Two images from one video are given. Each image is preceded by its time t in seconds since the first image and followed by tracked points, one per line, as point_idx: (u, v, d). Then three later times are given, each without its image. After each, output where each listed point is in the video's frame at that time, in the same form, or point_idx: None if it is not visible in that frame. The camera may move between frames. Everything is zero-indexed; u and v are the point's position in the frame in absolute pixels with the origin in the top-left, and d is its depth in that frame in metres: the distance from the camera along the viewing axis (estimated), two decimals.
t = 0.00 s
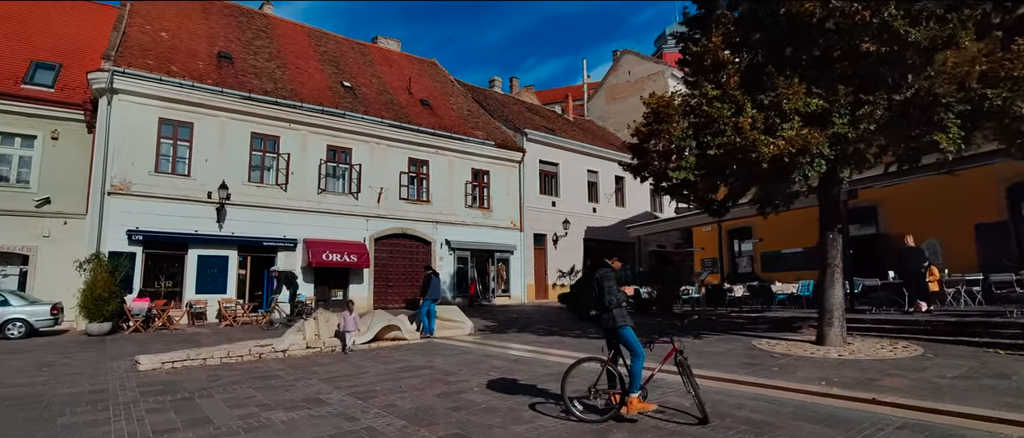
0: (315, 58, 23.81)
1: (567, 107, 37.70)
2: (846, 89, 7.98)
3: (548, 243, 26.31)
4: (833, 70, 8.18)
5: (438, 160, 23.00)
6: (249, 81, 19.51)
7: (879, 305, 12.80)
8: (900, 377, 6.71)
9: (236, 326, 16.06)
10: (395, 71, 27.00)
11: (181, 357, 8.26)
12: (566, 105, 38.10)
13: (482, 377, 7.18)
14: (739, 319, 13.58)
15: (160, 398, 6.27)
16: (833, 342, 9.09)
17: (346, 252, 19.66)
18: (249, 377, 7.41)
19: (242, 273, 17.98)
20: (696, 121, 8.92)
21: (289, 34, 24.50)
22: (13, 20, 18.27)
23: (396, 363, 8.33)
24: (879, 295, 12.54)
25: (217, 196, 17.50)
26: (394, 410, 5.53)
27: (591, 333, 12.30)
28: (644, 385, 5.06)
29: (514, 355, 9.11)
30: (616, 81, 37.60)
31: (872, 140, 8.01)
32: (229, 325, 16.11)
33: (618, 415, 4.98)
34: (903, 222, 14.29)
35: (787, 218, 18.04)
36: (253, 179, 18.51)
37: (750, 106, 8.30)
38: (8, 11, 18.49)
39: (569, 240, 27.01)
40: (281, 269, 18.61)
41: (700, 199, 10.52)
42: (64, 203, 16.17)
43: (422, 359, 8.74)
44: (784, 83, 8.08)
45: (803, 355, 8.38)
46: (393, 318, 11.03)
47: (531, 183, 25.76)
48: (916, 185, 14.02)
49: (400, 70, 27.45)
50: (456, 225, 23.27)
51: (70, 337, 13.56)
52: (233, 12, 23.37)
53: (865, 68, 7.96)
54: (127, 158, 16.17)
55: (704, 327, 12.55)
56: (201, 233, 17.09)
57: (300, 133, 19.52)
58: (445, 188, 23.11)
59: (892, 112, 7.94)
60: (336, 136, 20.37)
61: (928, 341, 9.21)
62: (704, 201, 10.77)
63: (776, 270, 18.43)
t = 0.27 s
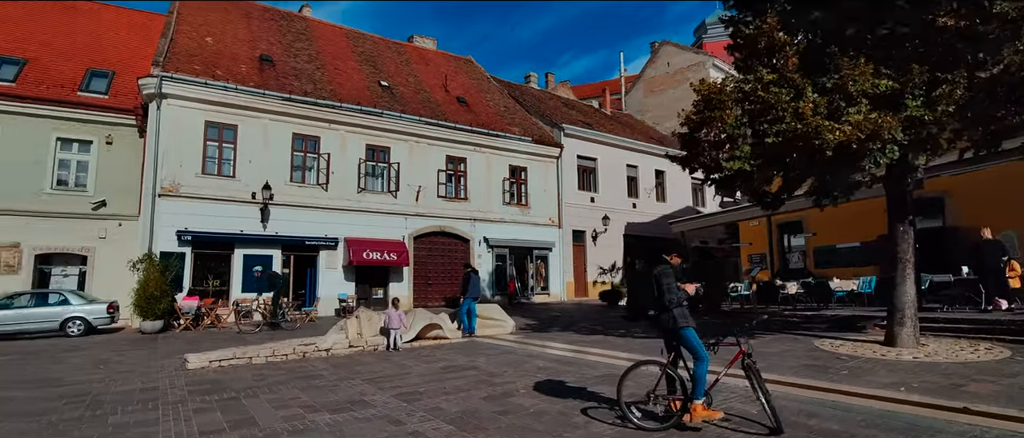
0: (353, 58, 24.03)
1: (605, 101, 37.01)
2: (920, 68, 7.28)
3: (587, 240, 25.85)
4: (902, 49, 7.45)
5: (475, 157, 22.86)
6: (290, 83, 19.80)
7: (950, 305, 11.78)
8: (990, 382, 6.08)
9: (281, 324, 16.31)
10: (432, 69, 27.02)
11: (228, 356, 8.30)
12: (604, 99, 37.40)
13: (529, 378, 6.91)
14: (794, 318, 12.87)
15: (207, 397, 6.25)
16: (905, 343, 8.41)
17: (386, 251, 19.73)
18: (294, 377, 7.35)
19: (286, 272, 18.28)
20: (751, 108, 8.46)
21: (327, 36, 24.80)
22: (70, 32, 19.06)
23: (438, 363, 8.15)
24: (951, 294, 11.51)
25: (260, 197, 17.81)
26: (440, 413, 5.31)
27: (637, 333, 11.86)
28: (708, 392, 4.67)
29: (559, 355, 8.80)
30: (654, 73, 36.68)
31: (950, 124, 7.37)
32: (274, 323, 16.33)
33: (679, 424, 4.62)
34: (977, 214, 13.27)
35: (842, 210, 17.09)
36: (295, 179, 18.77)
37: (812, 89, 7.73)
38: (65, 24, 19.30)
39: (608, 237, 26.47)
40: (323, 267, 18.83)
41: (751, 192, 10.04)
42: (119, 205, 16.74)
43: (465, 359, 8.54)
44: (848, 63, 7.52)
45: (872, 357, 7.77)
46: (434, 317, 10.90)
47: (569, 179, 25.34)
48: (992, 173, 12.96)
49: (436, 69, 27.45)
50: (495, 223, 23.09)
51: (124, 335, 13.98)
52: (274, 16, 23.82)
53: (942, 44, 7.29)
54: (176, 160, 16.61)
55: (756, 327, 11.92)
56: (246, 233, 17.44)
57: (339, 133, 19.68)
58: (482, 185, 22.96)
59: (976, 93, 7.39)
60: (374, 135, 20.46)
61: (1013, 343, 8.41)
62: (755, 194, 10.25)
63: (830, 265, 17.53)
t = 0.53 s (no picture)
0: (391, 59, 24.18)
1: (644, 94, 36.12)
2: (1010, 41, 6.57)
3: (629, 237, 25.24)
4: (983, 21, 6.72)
5: (514, 154, 22.63)
6: (330, 85, 20.04)
7: None
8: None
9: (325, 323, 16.48)
10: (468, 68, 26.94)
11: (275, 356, 8.32)
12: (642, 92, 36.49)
13: (579, 381, 6.60)
14: (856, 316, 12.11)
15: (255, 399, 6.21)
16: (991, 344, 7.64)
17: (426, 250, 19.71)
18: (340, 378, 7.26)
19: (329, 272, 18.49)
20: (813, 92, 7.99)
21: (365, 38, 25.03)
22: (125, 45, 19.84)
23: (484, 364, 7.92)
24: None
25: (304, 198, 18.07)
26: (489, 418, 5.08)
27: (687, 332, 11.35)
28: (783, 399, 4.26)
29: (608, 356, 8.44)
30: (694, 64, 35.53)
31: None
32: (319, 322, 16.50)
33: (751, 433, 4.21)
34: None
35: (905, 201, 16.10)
36: (337, 180, 18.97)
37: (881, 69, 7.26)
38: (120, 37, 20.12)
39: (651, 233, 25.78)
40: (365, 267, 18.96)
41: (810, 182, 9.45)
42: (171, 209, 17.27)
43: (511, 360, 8.28)
44: (922, 39, 7.03)
45: (954, 359, 7.11)
46: (477, 316, 10.70)
47: (609, 175, 24.82)
48: None
49: (473, 67, 27.36)
50: (534, 220, 22.80)
51: (177, 335, 14.36)
52: (314, 20, 24.19)
53: None
54: (223, 164, 17.01)
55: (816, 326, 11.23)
56: (290, 234, 17.72)
57: (379, 133, 19.79)
58: (521, 182, 22.70)
59: None
60: (414, 135, 20.49)
61: None
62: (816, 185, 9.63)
63: (891, 260, 16.56)
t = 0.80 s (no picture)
0: (425, 57, 24.14)
1: (682, 87, 35.03)
2: None
3: (669, 233, 24.51)
4: None
5: (550, 150, 22.26)
6: (366, 84, 20.11)
7: None
8: None
9: (364, 322, 16.51)
10: (503, 64, 26.68)
11: (315, 356, 8.24)
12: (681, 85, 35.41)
13: (627, 384, 6.24)
14: (922, 315, 11.29)
15: (294, 400, 6.10)
16: None
17: (463, 248, 19.56)
18: (379, 379, 7.11)
19: (367, 270, 18.57)
20: (882, 72, 7.85)
21: (400, 37, 25.08)
22: (170, 51, 20.41)
23: (525, 366, 7.64)
24: None
25: (342, 197, 18.17)
26: (535, 425, 4.79)
27: (737, 332, 10.80)
28: (867, 411, 3.81)
29: (655, 358, 8.04)
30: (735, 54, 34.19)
31: None
32: (358, 321, 16.56)
33: None
34: None
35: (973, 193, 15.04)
36: (374, 179, 19.02)
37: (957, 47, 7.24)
38: (166, 44, 20.71)
39: (693, 229, 24.98)
40: (402, 266, 18.96)
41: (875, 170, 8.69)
42: (214, 209, 17.63)
43: (553, 361, 7.97)
44: (1002, 13, 7.15)
45: None
46: (517, 315, 10.42)
47: (648, 169, 24.19)
48: None
49: (507, 63, 27.10)
50: (571, 217, 22.38)
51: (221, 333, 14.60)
52: (350, 21, 24.39)
53: None
54: (264, 165, 17.25)
55: (879, 326, 10.48)
56: (329, 233, 17.85)
57: (414, 132, 19.76)
58: (558, 179, 22.33)
59: None
60: (449, 132, 20.39)
61: None
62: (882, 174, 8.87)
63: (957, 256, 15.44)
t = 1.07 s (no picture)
0: (454, 56, 24.00)
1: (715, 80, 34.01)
2: None
3: (705, 230, 23.81)
4: None
5: (581, 147, 21.86)
6: (396, 84, 20.07)
7: None
8: None
9: (396, 322, 16.41)
10: (531, 61, 26.37)
11: (348, 358, 8.10)
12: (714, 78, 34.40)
13: (674, 391, 5.88)
14: (987, 316, 10.53)
15: (328, 405, 5.94)
16: None
17: (493, 248, 19.33)
18: (413, 383, 6.92)
19: (399, 271, 18.52)
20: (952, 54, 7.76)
21: (429, 37, 25.01)
22: (204, 56, 20.77)
23: (564, 370, 7.33)
24: None
25: (372, 198, 18.16)
26: (580, 435, 4.50)
27: (784, 334, 10.26)
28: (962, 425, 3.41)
29: (700, 362, 7.63)
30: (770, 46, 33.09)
31: None
32: (390, 321, 16.49)
33: None
34: None
35: None
36: (404, 180, 18.96)
37: None
38: (200, 50, 21.08)
39: (729, 227, 24.21)
40: (433, 266, 18.84)
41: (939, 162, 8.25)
42: (248, 211, 17.82)
43: (592, 365, 7.64)
44: None
45: None
46: (552, 316, 10.13)
47: (682, 165, 23.55)
48: None
49: (536, 60, 26.79)
50: (603, 215, 21.94)
51: (256, 334, 14.67)
52: (378, 22, 24.45)
53: None
54: (296, 167, 17.36)
55: (940, 327, 9.80)
56: (360, 233, 17.85)
57: (444, 131, 19.64)
58: (589, 177, 21.90)
59: None
60: (478, 131, 20.19)
61: None
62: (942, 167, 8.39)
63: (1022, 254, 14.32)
